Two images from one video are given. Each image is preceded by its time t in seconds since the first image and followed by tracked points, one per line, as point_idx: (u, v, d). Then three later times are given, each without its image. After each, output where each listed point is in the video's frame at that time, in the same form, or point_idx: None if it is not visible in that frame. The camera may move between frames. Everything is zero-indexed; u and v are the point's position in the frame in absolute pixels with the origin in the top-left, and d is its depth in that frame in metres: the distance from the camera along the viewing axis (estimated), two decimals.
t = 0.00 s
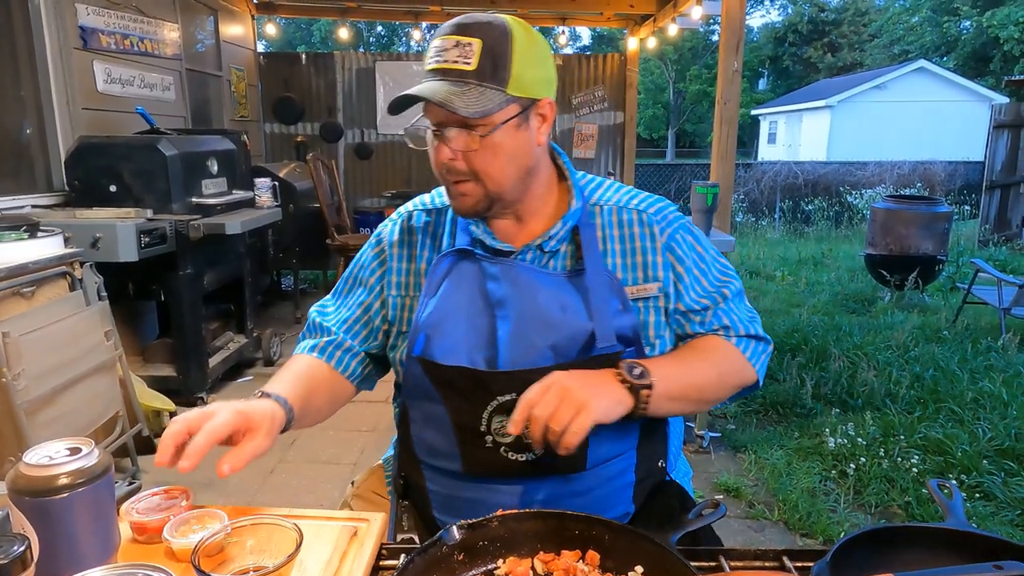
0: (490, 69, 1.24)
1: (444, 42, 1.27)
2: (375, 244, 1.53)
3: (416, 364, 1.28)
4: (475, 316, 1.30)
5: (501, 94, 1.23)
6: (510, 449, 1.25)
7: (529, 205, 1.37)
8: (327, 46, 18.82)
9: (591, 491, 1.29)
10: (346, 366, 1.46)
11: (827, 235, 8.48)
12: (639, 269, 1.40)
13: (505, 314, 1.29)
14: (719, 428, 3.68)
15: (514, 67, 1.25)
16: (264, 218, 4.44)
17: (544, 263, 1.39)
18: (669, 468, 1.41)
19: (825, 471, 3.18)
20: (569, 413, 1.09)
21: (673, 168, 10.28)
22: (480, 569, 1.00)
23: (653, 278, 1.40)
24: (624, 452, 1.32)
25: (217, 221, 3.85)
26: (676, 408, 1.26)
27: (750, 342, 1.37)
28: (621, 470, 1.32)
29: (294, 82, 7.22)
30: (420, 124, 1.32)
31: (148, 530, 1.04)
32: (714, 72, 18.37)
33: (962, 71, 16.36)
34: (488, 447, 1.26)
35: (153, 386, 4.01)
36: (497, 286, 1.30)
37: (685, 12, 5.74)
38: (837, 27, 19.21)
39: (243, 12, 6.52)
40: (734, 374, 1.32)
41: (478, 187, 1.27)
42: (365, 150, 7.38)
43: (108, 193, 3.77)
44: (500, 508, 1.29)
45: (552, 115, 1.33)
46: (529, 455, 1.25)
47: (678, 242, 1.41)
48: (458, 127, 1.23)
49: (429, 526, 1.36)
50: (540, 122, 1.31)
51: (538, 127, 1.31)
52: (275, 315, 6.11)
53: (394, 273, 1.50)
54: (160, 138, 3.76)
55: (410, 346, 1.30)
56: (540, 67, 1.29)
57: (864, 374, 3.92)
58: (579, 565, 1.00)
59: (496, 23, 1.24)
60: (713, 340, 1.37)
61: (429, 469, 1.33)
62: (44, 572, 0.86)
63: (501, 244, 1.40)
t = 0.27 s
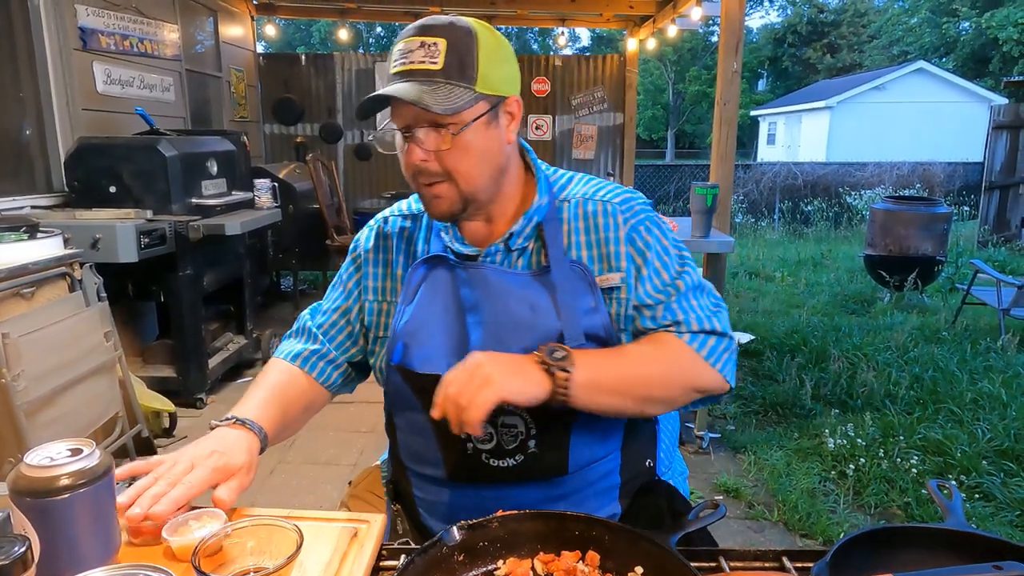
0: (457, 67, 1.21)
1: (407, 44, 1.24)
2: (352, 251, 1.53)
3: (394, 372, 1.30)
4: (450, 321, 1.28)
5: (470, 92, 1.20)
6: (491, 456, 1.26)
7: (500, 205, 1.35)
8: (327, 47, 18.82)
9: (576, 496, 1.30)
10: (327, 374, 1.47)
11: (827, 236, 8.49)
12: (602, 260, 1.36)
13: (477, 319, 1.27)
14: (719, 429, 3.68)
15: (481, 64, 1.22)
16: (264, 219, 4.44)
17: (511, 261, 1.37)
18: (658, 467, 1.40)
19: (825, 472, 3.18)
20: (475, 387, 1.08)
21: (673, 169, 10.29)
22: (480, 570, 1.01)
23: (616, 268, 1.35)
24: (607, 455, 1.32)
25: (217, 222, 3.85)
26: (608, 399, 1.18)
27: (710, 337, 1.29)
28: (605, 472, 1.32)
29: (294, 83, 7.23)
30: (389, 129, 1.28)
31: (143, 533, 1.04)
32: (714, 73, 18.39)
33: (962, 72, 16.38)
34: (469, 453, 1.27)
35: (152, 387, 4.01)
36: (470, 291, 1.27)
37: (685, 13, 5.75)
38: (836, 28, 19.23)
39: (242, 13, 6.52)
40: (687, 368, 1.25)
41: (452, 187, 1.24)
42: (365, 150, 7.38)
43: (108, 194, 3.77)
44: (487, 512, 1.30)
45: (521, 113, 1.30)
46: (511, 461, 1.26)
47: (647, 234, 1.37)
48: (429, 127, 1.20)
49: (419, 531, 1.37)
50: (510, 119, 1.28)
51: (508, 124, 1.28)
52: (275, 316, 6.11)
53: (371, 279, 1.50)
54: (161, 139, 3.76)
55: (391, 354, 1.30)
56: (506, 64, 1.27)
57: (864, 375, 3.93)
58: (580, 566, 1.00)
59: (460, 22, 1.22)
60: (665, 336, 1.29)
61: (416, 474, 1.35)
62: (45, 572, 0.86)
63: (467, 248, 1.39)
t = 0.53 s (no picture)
0: (425, 76, 1.18)
1: (377, 55, 1.22)
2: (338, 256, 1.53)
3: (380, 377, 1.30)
4: (434, 325, 1.28)
5: (439, 99, 1.18)
6: (477, 458, 1.26)
7: (479, 209, 1.31)
8: (327, 48, 18.80)
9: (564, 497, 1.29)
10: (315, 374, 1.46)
11: (827, 237, 8.49)
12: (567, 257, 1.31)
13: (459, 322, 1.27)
14: (719, 430, 3.68)
15: (449, 71, 1.19)
16: (264, 219, 4.44)
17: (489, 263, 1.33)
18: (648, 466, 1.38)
19: (825, 472, 3.17)
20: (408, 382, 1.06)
21: (673, 170, 10.28)
22: (481, 570, 1.01)
23: (583, 264, 1.29)
24: (595, 455, 1.31)
25: (217, 222, 3.86)
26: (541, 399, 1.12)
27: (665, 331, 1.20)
28: (593, 473, 1.31)
29: (294, 83, 7.23)
30: (362, 139, 1.26)
31: (133, 538, 1.02)
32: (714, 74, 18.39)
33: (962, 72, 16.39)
34: (455, 456, 1.27)
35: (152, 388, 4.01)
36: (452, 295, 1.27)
37: (685, 14, 5.75)
38: (836, 28, 19.23)
39: (242, 14, 6.52)
40: (639, 367, 1.16)
41: (425, 195, 1.22)
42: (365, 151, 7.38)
43: (108, 195, 3.77)
44: (476, 514, 1.30)
45: (494, 117, 1.27)
46: (496, 464, 1.26)
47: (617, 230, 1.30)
48: (400, 136, 1.18)
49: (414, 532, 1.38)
50: (483, 124, 1.26)
51: (482, 129, 1.26)
52: (275, 317, 6.11)
53: (356, 282, 1.51)
54: (161, 139, 3.76)
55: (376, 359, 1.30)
56: (478, 69, 1.23)
57: (864, 376, 3.93)
58: (580, 566, 1.00)
59: (427, 27, 1.19)
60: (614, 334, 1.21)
61: (405, 477, 1.35)
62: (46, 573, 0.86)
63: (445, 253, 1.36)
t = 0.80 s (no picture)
0: (420, 77, 1.09)
1: (369, 54, 1.13)
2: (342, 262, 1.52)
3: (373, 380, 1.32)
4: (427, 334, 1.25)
5: (434, 102, 1.09)
6: (473, 461, 1.24)
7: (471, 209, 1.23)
8: (327, 48, 18.82)
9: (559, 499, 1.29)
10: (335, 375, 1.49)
11: (827, 237, 8.49)
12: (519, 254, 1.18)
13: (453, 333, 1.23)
14: (719, 430, 3.67)
15: (445, 73, 1.10)
16: (265, 220, 4.44)
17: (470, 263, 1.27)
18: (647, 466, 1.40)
19: (825, 473, 3.17)
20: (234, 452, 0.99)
21: (673, 170, 10.27)
22: (482, 571, 1.01)
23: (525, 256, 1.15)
24: (593, 457, 1.30)
25: (217, 223, 3.86)
26: (377, 420, 0.96)
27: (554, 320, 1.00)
28: (587, 475, 1.30)
29: (294, 84, 7.23)
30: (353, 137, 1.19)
31: (131, 538, 1.01)
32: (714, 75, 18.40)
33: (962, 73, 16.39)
34: (452, 459, 1.25)
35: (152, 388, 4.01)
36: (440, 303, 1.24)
37: (685, 14, 5.76)
38: (836, 29, 19.24)
39: (242, 14, 6.53)
40: (510, 367, 0.96)
41: (419, 197, 1.16)
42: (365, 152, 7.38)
43: (108, 195, 3.77)
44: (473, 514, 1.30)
45: (490, 118, 1.19)
46: (492, 467, 1.24)
47: (571, 219, 1.14)
48: (393, 138, 1.11)
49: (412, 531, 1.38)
50: (478, 126, 1.17)
51: (476, 131, 1.18)
52: (275, 318, 6.11)
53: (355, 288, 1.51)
54: (161, 140, 3.76)
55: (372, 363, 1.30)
56: (474, 72, 1.15)
57: (864, 377, 3.93)
58: (581, 567, 1.00)
59: (423, 27, 1.10)
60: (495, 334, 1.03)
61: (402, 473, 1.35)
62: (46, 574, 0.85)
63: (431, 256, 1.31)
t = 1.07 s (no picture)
0: (418, 72, 1.10)
1: (370, 47, 1.14)
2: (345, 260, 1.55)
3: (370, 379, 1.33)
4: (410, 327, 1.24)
5: (430, 97, 1.10)
6: (461, 461, 1.26)
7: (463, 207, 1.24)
8: (327, 49, 18.81)
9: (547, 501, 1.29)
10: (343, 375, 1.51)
11: (827, 238, 8.49)
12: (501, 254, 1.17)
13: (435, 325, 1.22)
14: (719, 431, 3.67)
15: (443, 69, 1.11)
16: (264, 220, 4.44)
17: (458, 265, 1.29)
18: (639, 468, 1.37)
19: (825, 474, 3.16)
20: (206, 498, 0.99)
21: (673, 171, 10.27)
22: (482, 572, 1.01)
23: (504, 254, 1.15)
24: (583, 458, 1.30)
25: (217, 223, 3.86)
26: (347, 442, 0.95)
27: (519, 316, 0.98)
28: (576, 477, 1.29)
29: (294, 85, 7.24)
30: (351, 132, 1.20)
31: (131, 540, 1.01)
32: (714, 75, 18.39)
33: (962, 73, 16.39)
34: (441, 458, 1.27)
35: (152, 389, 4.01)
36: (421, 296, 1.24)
37: (685, 15, 5.76)
38: (836, 30, 19.25)
39: (242, 15, 6.53)
40: (477, 370, 0.94)
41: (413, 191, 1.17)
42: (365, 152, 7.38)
43: (108, 196, 3.77)
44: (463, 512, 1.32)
45: (486, 118, 1.20)
46: (480, 467, 1.26)
47: (552, 217, 1.12)
48: (389, 130, 1.12)
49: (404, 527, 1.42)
50: (473, 125, 1.18)
51: (472, 130, 1.18)
52: (275, 318, 6.11)
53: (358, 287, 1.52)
54: (161, 141, 3.76)
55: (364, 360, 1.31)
56: (472, 72, 1.16)
57: (864, 377, 3.93)
58: (581, 568, 0.99)
59: (425, 25, 1.11)
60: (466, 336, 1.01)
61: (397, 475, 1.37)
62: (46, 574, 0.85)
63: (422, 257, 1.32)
